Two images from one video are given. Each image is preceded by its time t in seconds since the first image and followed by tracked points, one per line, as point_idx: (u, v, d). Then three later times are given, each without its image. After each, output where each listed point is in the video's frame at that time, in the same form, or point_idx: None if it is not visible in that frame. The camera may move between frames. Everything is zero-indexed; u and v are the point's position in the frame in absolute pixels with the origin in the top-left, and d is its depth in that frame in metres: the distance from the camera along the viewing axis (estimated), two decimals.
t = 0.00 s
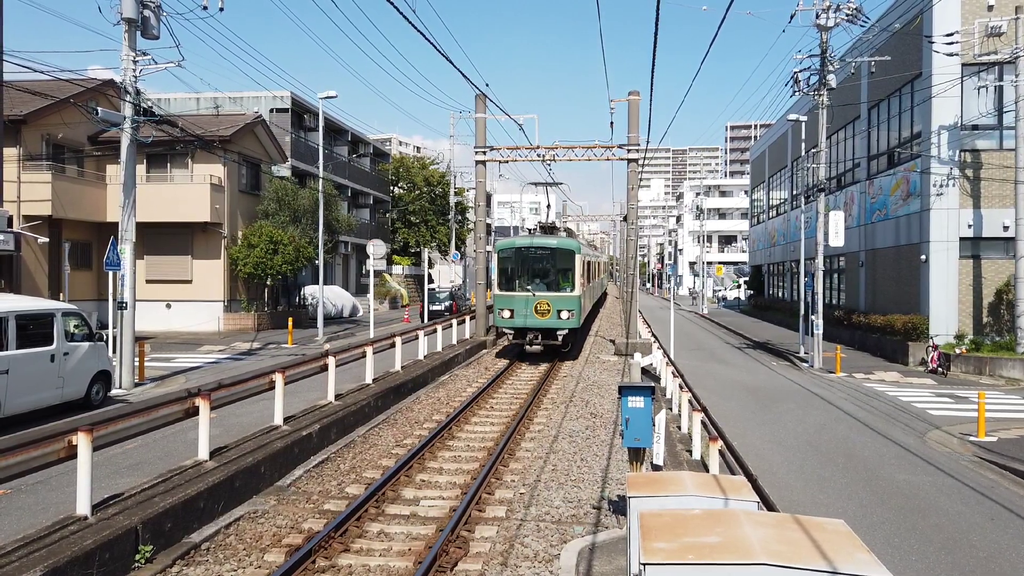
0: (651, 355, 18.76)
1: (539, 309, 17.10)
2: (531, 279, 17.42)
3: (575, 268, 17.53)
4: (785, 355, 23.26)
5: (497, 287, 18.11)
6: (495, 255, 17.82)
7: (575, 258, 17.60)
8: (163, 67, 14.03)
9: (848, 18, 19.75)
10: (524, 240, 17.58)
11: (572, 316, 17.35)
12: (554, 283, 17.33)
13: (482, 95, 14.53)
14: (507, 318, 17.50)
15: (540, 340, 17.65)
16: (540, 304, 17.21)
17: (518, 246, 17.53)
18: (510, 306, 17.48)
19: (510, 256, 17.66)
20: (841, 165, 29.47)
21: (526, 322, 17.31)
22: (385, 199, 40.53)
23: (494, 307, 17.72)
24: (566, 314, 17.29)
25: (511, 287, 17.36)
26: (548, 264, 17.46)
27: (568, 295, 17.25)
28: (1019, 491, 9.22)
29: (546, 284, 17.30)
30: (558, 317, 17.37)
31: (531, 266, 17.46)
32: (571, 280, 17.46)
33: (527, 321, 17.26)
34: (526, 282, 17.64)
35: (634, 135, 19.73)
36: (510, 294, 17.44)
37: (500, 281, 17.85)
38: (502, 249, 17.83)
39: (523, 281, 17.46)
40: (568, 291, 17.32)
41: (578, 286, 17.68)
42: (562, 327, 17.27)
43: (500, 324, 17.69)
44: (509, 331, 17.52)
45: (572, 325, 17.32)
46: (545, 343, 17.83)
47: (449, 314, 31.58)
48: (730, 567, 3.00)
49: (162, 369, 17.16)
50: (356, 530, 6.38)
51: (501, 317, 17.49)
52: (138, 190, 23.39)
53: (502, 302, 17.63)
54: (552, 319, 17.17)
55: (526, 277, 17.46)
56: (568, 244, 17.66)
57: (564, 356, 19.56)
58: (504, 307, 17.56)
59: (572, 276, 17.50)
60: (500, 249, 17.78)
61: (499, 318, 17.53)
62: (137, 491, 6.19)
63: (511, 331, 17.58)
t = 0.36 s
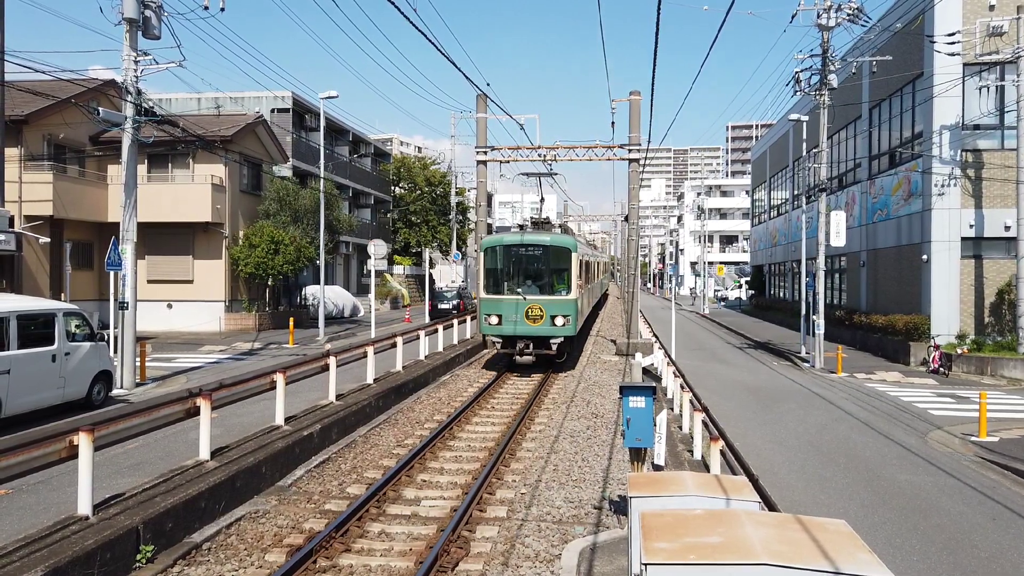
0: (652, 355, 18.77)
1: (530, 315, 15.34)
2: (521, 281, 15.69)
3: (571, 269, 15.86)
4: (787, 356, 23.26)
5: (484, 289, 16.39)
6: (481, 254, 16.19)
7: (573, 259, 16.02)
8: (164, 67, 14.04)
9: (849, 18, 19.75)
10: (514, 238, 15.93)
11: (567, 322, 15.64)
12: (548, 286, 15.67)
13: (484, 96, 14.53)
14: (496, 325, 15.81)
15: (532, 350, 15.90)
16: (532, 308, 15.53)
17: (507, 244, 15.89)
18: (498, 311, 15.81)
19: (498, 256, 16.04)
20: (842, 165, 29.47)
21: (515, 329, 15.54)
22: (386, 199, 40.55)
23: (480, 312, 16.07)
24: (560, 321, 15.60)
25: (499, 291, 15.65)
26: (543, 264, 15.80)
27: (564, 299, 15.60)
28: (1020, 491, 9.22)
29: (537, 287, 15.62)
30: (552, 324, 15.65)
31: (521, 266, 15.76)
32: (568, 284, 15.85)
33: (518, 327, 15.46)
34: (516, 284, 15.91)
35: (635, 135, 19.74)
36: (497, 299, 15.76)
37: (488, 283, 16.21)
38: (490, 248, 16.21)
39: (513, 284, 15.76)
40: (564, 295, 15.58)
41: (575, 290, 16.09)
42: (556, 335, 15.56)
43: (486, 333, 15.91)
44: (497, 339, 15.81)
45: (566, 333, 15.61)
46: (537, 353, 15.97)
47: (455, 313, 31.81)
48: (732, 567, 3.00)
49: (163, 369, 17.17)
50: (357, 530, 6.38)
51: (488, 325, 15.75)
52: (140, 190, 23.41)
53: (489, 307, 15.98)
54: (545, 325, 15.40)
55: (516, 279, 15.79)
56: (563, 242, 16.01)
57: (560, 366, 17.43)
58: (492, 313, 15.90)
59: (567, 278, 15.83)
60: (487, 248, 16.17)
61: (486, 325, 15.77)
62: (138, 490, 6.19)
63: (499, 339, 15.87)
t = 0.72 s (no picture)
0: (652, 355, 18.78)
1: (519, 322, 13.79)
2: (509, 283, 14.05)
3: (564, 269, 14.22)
4: (788, 356, 23.26)
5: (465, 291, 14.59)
6: (462, 253, 14.43)
7: (568, 258, 14.31)
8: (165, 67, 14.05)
9: (850, 18, 19.75)
10: (500, 234, 14.22)
11: (563, 330, 13.94)
12: (541, 288, 14.00)
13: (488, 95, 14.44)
14: (479, 334, 14.07)
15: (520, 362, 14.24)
16: (521, 314, 13.85)
17: (492, 242, 14.20)
18: (483, 317, 14.04)
19: (482, 254, 14.30)
20: (844, 165, 29.47)
21: (502, 338, 13.93)
22: (387, 199, 40.56)
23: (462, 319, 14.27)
24: (553, 328, 13.90)
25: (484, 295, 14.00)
26: (534, 263, 14.10)
27: (558, 303, 13.95)
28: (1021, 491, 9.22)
29: (527, 290, 13.90)
30: (543, 331, 13.98)
31: (508, 267, 14.13)
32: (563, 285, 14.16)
33: (505, 336, 13.89)
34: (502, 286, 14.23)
35: (636, 135, 19.74)
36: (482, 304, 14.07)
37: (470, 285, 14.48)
38: (471, 246, 14.47)
39: (499, 286, 14.08)
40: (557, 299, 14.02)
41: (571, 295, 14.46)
42: (549, 345, 13.86)
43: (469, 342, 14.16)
44: (482, 350, 14.09)
45: (561, 342, 13.91)
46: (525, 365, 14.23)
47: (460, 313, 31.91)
48: (733, 567, 3.00)
49: (164, 369, 17.19)
50: (358, 530, 6.39)
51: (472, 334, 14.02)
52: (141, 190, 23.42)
53: (472, 313, 14.22)
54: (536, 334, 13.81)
55: (504, 281, 14.09)
56: (555, 238, 14.26)
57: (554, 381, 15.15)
58: (476, 319, 14.10)
59: (561, 280, 14.14)
60: (468, 246, 14.42)
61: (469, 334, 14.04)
62: (139, 490, 6.20)
63: (483, 349, 14.16)
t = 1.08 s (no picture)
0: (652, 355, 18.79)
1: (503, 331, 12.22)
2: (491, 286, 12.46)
3: (554, 269, 12.67)
4: (789, 355, 23.30)
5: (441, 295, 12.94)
6: (439, 252, 12.85)
7: (560, 256, 12.72)
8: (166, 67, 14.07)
9: (851, 18, 19.76)
10: (481, 229, 12.67)
11: (553, 341, 12.35)
12: (528, 292, 12.43)
13: (489, 95, 14.36)
14: (457, 345, 12.45)
15: (504, 379, 12.33)
16: (506, 322, 12.28)
17: (472, 238, 12.63)
18: (461, 326, 12.45)
19: (461, 253, 12.73)
20: (844, 166, 29.50)
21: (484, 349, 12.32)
22: (388, 199, 40.60)
23: (437, 327, 12.63)
24: (542, 338, 12.29)
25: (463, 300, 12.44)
26: (519, 262, 12.54)
27: (547, 310, 12.38)
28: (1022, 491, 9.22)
29: (513, 294, 12.36)
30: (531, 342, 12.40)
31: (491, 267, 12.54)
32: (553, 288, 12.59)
33: (487, 348, 12.29)
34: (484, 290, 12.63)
35: (636, 135, 19.75)
36: (460, 311, 12.48)
37: (448, 288, 12.91)
38: (448, 244, 12.88)
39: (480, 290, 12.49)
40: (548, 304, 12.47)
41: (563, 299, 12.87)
42: (537, 358, 12.27)
43: (445, 354, 12.55)
44: (459, 364, 12.45)
45: (550, 354, 12.31)
46: (511, 382, 12.39)
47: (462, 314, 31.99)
48: (734, 567, 2.99)
49: (165, 369, 17.20)
50: (359, 530, 6.39)
51: (448, 345, 12.41)
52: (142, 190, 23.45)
53: (449, 322, 12.61)
54: (522, 344, 12.24)
55: (486, 284, 12.52)
56: (544, 233, 12.72)
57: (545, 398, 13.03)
58: (453, 328, 12.51)
59: (552, 281, 12.57)
60: (445, 244, 12.84)
61: (445, 345, 12.41)
62: (140, 491, 6.20)
63: (460, 363, 12.49)
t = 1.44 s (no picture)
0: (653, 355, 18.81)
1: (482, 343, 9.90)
2: (468, 290, 10.17)
3: (544, 269, 10.33)
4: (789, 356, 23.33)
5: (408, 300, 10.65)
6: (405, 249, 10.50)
7: (553, 255, 10.44)
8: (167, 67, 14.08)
9: (852, 18, 19.76)
10: (456, 222, 10.30)
11: (543, 356, 10.04)
12: (513, 299, 10.10)
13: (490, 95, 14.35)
14: (426, 359, 10.11)
15: (482, 401, 9.94)
16: (486, 333, 9.93)
17: (446, 233, 10.29)
18: (431, 337, 10.10)
19: (432, 250, 10.35)
20: (845, 166, 29.51)
21: (458, 366, 9.97)
22: (388, 199, 40.64)
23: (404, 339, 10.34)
24: (529, 352, 9.99)
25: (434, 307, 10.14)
26: (503, 260, 10.17)
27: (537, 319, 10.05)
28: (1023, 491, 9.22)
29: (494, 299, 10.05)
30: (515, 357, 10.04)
31: (468, 267, 10.26)
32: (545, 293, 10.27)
33: (461, 365, 9.94)
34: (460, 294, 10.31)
35: (637, 135, 19.76)
36: (431, 319, 10.17)
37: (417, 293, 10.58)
38: (415, 239, 10.52)
39: (455, 295, 10.18)
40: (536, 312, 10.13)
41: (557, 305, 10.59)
42: (523, 376, 9.93)
43: (412, 371, 10.23)
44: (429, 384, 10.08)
45: (538, 372, 9.99)
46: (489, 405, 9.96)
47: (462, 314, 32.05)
48: (735, 567, 3.00)
49: (165, 369, 17.22)
50: (359, 530, 6.39)
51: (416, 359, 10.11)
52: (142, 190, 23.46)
53: (417, 332, 10.28)
54: (505, 360, 9.90)
55: (462, 288, 10.19)
56: (532, 227, 10.38)
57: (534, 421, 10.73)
58: (422, 340, 10.17)
59: (541, 284, 10.25)
60: (412, 239, 10.48)
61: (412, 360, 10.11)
62: (141, 491, 6.20)
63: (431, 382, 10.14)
